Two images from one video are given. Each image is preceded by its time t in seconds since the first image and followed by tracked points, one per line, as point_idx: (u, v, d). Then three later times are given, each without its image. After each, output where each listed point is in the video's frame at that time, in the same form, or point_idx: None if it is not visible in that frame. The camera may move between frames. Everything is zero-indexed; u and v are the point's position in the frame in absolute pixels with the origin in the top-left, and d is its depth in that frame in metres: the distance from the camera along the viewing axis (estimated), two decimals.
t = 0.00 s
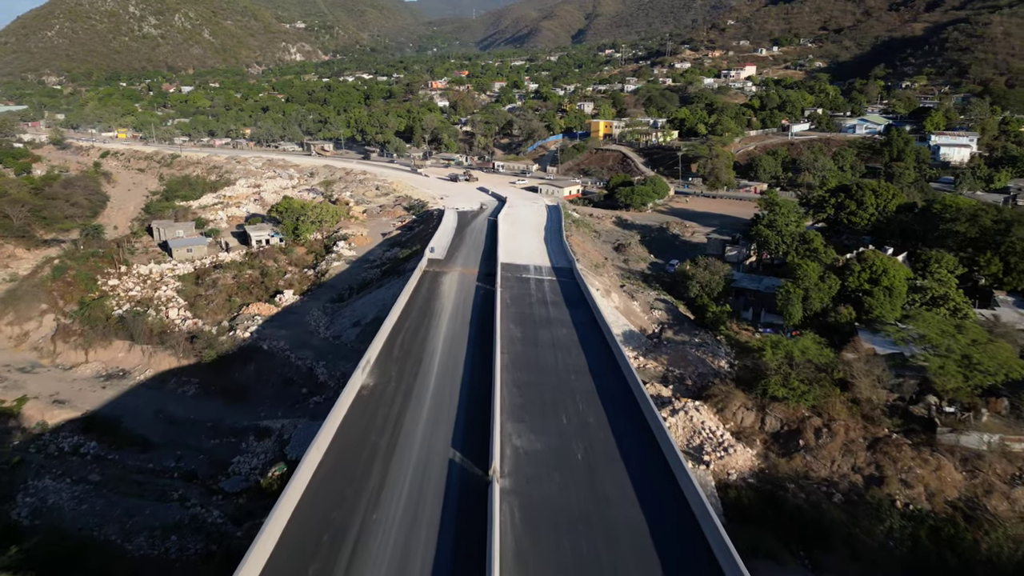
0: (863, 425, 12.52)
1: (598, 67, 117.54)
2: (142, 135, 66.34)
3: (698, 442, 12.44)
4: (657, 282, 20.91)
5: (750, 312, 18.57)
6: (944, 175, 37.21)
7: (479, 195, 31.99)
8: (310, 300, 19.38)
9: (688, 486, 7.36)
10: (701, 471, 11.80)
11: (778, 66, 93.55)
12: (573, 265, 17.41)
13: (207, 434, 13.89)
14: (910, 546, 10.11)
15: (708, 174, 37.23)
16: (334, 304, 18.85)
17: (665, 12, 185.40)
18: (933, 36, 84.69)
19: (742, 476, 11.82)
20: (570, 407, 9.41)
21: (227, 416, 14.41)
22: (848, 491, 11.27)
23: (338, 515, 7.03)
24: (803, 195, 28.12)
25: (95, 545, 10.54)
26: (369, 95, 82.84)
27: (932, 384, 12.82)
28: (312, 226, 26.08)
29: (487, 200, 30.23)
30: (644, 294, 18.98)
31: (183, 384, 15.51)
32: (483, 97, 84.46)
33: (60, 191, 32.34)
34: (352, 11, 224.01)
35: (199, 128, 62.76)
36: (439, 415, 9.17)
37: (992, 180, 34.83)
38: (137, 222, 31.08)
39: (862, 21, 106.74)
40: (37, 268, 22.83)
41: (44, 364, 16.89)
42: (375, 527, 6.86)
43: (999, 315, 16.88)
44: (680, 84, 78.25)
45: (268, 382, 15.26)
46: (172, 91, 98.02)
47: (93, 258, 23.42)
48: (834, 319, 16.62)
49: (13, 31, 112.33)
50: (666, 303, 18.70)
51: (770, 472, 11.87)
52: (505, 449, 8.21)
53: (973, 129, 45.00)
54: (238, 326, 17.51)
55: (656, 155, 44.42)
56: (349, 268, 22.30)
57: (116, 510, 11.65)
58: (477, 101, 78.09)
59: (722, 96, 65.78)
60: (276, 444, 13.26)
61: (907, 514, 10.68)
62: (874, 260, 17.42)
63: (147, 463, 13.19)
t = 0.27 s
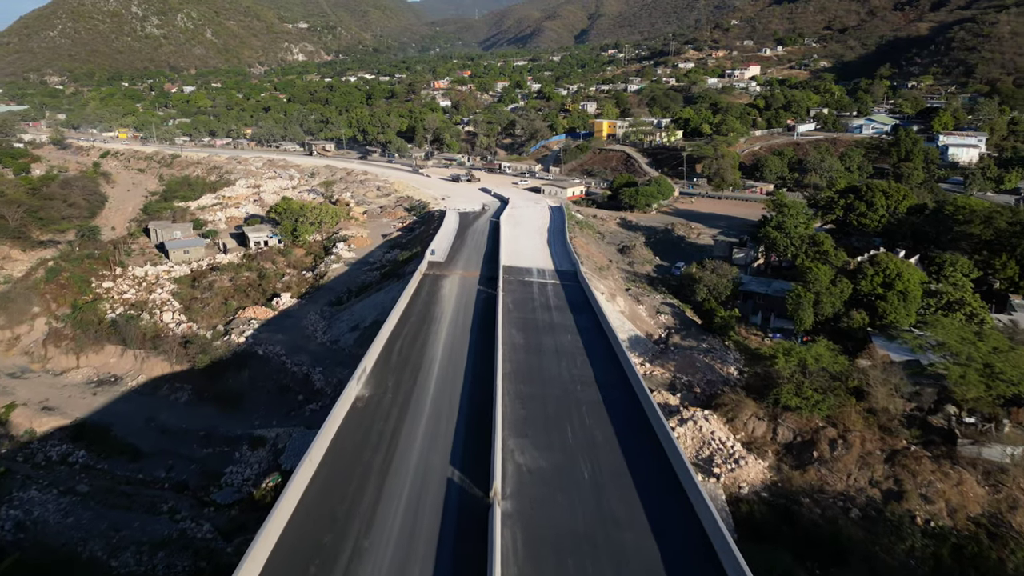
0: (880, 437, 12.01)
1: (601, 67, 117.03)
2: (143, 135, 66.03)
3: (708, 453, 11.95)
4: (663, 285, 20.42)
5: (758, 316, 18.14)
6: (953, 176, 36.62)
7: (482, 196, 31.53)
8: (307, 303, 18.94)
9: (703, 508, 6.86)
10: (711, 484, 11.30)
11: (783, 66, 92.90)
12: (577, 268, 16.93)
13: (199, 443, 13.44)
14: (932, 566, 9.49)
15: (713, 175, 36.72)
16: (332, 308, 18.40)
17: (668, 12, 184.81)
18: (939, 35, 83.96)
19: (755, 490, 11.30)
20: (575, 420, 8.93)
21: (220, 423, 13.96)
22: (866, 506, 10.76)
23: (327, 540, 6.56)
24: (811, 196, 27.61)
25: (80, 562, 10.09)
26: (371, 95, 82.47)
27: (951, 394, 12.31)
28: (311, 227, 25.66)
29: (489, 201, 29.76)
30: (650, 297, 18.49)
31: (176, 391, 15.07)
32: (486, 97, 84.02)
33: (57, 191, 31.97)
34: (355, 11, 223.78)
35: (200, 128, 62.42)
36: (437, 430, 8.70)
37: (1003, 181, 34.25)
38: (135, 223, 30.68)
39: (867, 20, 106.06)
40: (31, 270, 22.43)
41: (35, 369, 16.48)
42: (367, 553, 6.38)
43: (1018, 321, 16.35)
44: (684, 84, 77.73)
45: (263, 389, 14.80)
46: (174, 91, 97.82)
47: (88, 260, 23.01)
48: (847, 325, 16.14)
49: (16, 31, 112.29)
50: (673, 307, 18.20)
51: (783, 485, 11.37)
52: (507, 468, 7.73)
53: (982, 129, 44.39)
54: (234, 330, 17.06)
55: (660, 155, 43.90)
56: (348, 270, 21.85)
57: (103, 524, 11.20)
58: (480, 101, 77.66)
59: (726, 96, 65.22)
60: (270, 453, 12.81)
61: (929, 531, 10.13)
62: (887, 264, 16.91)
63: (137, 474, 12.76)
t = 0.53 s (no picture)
0: (897, 449, 11.49)
1: (603, 67, 116.49)
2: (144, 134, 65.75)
3: (719, 465, 11.45)
4: (669, 288, 19.95)
5: (768, 320, 17.64)
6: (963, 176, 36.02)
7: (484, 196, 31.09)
8: (305, 307, 18.51)
9: (720, 536, 6.37)
10: (723, 498, 10.78)
11: (787, 66, 92.22)
12: (581, 271, 16.46)
13: (191, 452, 13.00)
14: None
15: (719, 175, 36.21)
16: (330, 312, 17.95)
17: (670, 12, 184.16)
18: (946, 34, 83.13)
19: (768, 503, 10.78)
20: (582, 435, 8.42)
21: (213, 432, 13.52)
22: (885, 523, 10.25)
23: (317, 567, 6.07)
24: (819, 197, 27.15)
25: None
26: (373, 95, 82.10)
27: (973, 404, 11.81)
28: (310, 228, 25.25)
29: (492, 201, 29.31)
30: (657, 301, 17.98)
31: (169, 398, 14.62)
32: (488, 97, 83.55)
33: (54, 192, 31.63)
34: (358, 11, 223.82)
35: (201, 128, 62.13)
36: (434, 446, 8.20)
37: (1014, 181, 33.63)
38: (132, 224, 30.31)
39: (871, 20, 105.27)
40: (25, 272, 22.04)
41: (25, 373, 16.08)
42: None
43: None
44: (687, 84, 77.14)
45: (258, 396, 14.35)
46: (176, 91, 97.58)
47: (83, 261, 22.64)
48: (860, 330, 15.72)
49: (19, 31, 112.29)
50: (680, 311, 17.71)
51: (797, 499, 10.85)
52: (510, 489, 7.24)
53: (991, 129, 43.75)
54: (229, 335, 16.62)
55: (664, 155, 43.37)
56: (347, 272, 21.42)
57: (88, 538, 10.75)
58: (482, 101, 77.21)
59: (731, 96, 64.67)
60: (265, 464, 12.36)
61: (953, 550, 9.57)
62: (902, 266, 16.39)
63: (126, 484, 12.32)
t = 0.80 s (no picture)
0: (917, 462, 10.98)
1: (606, 67, 115.94)
2: (145, 134, 65.45)
3: (730, 477, 10.94)
4: (675, 291, 19.48)
5: (777, 324, 17.16)
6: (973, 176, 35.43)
7: (487, 197, 30.64)
8: (303, 310, 18.08)
9: (737, 561, 5.93)
10: (735, 513, 10.27)
11: (792, 65, 91.58)
12: (586, 274, 15.99)
13: (182, 462, 12.55)
14: None
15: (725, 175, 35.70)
16: (328, 315, 17.51)
17: (673, 12, 183.45)
18: (952, 33, 82.34)
19: (783, 518, 10.26)
20: (588, 451, 7.96)
21: (205, 441, 13.08)
22: (905, 540, 9.73)
23: None
24: (828, 198, 26.64)
25: None
26: (375, 95, 81.69)
27: (996, 415, 11.31)
28: (309, 229, 24.84)
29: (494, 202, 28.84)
30: (663, 304, 17.49)
31: (161, 405, 14.19)
32: (491, 97, 83.10)
33: (51, 192, 31.27)
34: (360, 11, 223.79)
35: (202, 127, 61.82)
36: (432, 464, 7.76)
37: None
38: (130, 225, 29.94)
39: (876, 19, 104.48)
40: (18, 273, 21.67)
41: (15, 379, 15.66)
42: None
43: None
44: (691, 84, 76.59)
45: (252, 403, 13.91)
46: (178, 92, 97.32)
47: (78, 263, 22.25)
48: (873, 336, 15.23)
49: (21, 32, 112.24)
50: (687, 315, 17.22)
51: (813, 514, 10.33)
52: (512, 512, 6.79)
53: (1001, 129, 43.12)
54: (224, 339, 16.19)
55: (668, 155, 42.86)
56: (347, 275, 20.96)
57: (73, 553, 10.31)
58: (484, 101, 76.69)
59: (735, 96, 64.11)
60: (258, 474, 11.90)
61: (980, 570, 9.06)
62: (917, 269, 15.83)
63: (115, 496, 11.89)
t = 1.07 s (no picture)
0: (939, 475, 10.45)
1: (609, 67, 115.43)
2: (145, 134, 65.14)
3: (742, 490, 10.40)
4: (681, 293, 18.99)
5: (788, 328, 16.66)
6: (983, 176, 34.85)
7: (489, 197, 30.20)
8: (299, 313, 17.63)
9: None
10: (747, 529, 9.71)
11: (796, 65, 90.97)
12: (590, 277, 15.52)
13: (172, 472, 12.11)
14: None
15: (730, 175, 35.18)
16: (325, 318, 17.05)
17: (676, 11, 182.76)
18: (958, 32, 81.60)
19: (799, 534, 9.72)
20: (595, 469, 7.48)
21: (197, 449, 12.62)
22: (928, 558, 9.20)
23: None
24: (837, 198, 26.10)
25: None
26: (376, 94, 81.27)
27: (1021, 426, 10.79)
28: (308, 230, 24.41)
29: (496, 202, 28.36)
30: (670, 307, 16.97)
31: (152, 412, 13.75)
32: (493, 96, 82.62)
33: (48, 192, 30.90)
34: (362, 11, 223.70)
35: (202, 127, 61.48)
36: (428, 482, 7.29)
37: None
38: (127, 226, 29.55)
39: (881, 19, 103.68)
40: (11, 274, 21.29)
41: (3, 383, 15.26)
42: None
43: None
44: (695, 83, 76.03)
45: (245, 410, 13.45)
46: (180, 91, 97.03)
47: (72, 264, 21.85)
48: (888, 341, 14.74)
49: (23, 32, 112.15)
50: (695, 318, 16.71)
51: (829, 530, 9.78)
52: (514, 538, 6.32)
53: (1010, 129, 42.49)
54: (218, 343, 15.74)
55: (673, 155, 42.33)
56: (345, 276, 20.50)
57: (55, 569, 9.87)
58: (487, 100, 76.16)
59: (740, 95, 63.56)
60: (250, 485, 11.44)
61: None
62: (933, 273, 15.31)
63: (102, 507, 11.44)
